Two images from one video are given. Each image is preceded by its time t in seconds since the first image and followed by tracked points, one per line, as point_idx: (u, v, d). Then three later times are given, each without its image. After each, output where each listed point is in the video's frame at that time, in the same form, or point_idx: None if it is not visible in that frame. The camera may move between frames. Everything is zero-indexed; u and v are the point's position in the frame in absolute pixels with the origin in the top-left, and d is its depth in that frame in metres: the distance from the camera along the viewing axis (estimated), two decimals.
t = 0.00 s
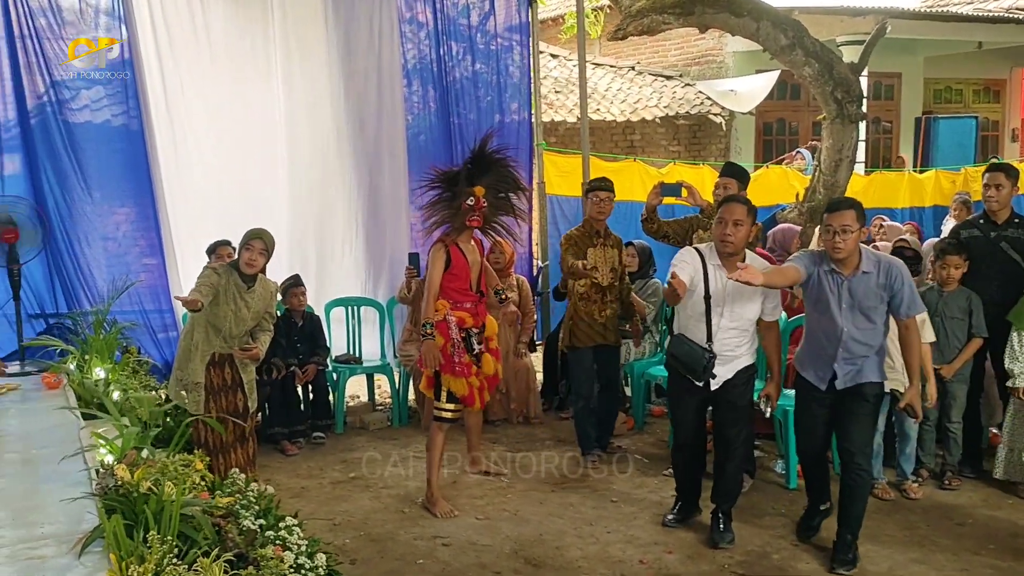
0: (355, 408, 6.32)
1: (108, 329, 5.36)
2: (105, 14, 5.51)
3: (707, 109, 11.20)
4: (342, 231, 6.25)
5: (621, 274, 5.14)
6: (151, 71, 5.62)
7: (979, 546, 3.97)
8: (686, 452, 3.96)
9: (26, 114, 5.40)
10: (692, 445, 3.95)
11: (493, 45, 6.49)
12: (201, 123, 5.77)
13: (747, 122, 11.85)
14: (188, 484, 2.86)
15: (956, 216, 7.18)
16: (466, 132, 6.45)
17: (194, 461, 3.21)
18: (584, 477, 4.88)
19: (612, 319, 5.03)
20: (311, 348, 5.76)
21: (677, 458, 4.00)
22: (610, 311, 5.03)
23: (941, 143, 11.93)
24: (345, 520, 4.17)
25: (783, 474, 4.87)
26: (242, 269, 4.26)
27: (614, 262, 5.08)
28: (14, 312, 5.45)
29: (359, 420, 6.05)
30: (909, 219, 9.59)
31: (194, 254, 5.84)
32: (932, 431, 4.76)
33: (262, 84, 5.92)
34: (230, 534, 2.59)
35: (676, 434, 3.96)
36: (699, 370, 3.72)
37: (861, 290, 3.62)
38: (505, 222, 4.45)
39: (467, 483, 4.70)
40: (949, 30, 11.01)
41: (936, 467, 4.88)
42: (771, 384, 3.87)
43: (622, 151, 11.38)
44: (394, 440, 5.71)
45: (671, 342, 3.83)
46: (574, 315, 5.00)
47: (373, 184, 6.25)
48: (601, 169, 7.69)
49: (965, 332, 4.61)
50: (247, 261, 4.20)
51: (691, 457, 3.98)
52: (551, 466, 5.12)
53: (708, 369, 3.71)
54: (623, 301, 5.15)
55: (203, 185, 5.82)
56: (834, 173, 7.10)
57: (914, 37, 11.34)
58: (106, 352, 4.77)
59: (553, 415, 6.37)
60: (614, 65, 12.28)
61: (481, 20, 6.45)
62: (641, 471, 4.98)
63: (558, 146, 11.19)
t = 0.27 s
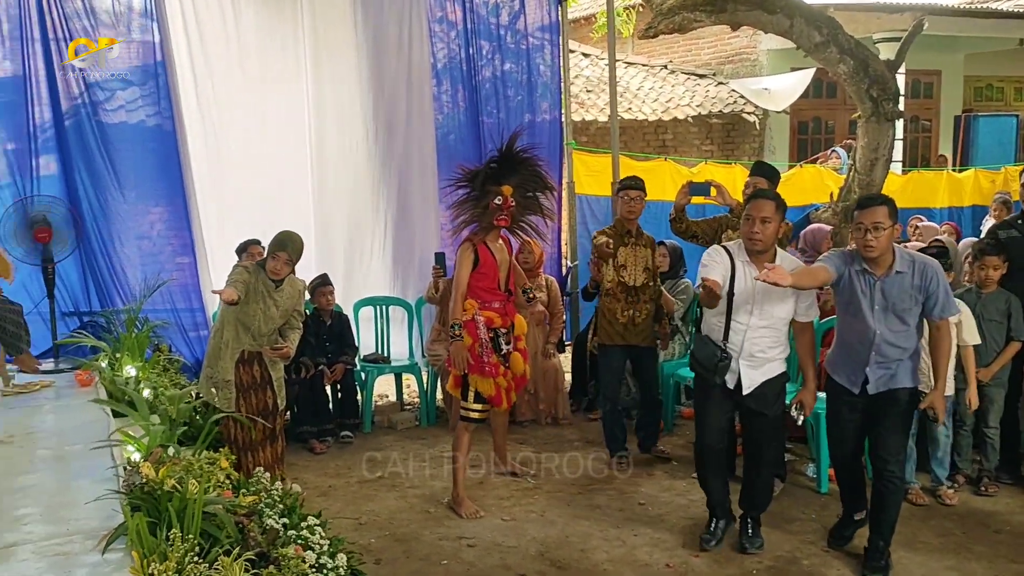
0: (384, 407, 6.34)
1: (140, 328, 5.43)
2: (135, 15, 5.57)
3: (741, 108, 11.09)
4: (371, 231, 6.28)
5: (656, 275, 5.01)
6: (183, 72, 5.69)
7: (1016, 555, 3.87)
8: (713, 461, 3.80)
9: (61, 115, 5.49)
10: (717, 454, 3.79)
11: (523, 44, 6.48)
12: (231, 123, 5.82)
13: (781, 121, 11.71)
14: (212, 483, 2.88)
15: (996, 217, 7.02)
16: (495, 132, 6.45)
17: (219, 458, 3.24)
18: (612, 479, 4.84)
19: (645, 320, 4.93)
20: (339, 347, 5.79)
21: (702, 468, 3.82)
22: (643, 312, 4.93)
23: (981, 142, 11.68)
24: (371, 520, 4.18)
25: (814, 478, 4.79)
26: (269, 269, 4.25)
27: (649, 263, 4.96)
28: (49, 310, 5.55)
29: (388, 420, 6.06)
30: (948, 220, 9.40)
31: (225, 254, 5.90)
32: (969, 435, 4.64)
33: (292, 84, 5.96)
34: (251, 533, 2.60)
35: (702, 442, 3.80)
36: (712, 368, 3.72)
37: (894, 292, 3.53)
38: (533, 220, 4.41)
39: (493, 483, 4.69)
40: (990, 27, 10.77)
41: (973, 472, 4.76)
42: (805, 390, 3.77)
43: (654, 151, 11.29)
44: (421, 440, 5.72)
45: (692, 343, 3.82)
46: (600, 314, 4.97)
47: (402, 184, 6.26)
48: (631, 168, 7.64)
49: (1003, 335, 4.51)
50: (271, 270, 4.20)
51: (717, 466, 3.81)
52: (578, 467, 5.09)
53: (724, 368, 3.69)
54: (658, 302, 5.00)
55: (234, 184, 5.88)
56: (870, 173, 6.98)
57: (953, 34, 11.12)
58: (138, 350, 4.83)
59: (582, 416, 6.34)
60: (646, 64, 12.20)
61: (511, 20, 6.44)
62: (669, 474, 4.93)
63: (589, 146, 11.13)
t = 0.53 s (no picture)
0: (421, 406, 6.36)
1: (182, 325, 5.52)
2: (178, 17, 5.66)
3: (783, 106, 10.94)
4: (408, 230, 6.31)
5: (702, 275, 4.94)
6: (225, 73, 5.76)
7: None
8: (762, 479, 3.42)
9: (107, 116, 5.60)
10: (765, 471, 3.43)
11: (562, 43, 6.45)
12: (272, 123, 5.89)
13: (824, 119, 11.54)
14: (250, 481, 2.90)
15: None
16: (534, 132, 6.43)
17: (258, 456, 3.27)
18: (649, 481, 4.80)
19: (690, 320, 4.87)
20: (377, 346, 5.81)
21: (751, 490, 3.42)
22: (688, 312, 4.87)
23: None
24: (407, 518, 4.19)
25: (857, 482, 4.69)
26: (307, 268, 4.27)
27: (695, 262, 4.89)
28: (94, 307, 5.67)
29: (425, 419, 6.09)
30: (997, 220, 9.17)
31: (265, 253, 5.98)
32: (1017, 441, 4.51)
33: (331, 85, 6.01)
34: (288, 531, 2.62)
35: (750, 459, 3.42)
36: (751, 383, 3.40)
37: (939, 292, 3.45)
38: (570, 221, 4.39)
39: (529, 483, 4.67)
40: None
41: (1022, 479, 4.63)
42: (841, 400, 3.43)
43: (694, 150, 11.14)
44: (458, 439, 5.72)
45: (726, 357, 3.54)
46: (649, 313, 4.92)
47: (439, 183, 6.29)
48: (671, 167, 7.57)
49: None
50: (311, 265, 4.21)
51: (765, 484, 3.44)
52: (615, 468, 5.05)
53: (764, 383, 3.38)
54: (703, 302, 4.93)
55: (273, 183, 5.94)
56: (915, 172, 6.83)
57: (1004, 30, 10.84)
58: (180, 347, 4.89)
59: (619, 417, 6.29)
60: (686, 62, 12.09)
61: (550, 19, 6.41)
62: (707, 476, 4.87)
63: (628, 145, 11.06)
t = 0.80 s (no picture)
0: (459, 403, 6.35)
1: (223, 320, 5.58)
2: (222, 16, 5.73)
3: (828, 102, 10.75)
4: (446, 226, 6.34)
5: (749, 273, 4.84)
6: (267, 71, 5.82)
7: None
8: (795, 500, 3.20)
9: (151, 114, 5.68)
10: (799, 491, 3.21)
11: (604, 39, 6.39)
12: (313, 120, 5.94)
13: (871, 115, 11.33)
14: (286, 475, 2.91)
15: None
16: (574, 128, 6.38)
17: (296, 451, 3.29)
18: (689, 481, 4.72)
19: (735, 319, 4.78)
20: (415, 343, 5.82)
21: (785, 511, 3.22)
22: (734, 310, 4.78)
23: None
24: (443, 515, 4.17)
25: (903, 485, 4.57)
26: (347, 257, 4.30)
27: (741, 259, 4.80)
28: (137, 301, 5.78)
29: (463, 415, 6.08)
30: None
31: (306, 250, 6.04)
32: None
33: (372, 81, 6.06)
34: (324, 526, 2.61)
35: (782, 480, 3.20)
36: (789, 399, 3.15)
37: (990, 290, 3.34)
38: (609, 218, 4.34)
39: (567, 482, 4.62)
40: None
41: None
42: (879, 407, 3.17)
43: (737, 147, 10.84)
44: (496, 436, 5.70)
45: (763, 372, 3.27)
46: (695, 313, 4.83)
47: (478, 179, 6.29)
48: (713, 164, 7.48)
49: None
50: (349, 253, 4.23)
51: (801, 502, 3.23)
52: (654, 468, 4.99)
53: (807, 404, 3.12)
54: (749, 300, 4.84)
55: (314, 181, 6.00)
56: (965, 168, 6.65)
57: None
58: (221, 342, 5.02)
59: (659, 416, 6.22)
60: (729, 57, 11.94)
61: (592, 14, 6.36)
62: (749, 477, 4.78)
63: (669, 142, 10.95)
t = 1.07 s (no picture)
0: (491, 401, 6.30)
1: (255, 316, 5.59)
2: (255, 12, 5.74)
3: (869, 97, 10.53)
4: (478, 222, 6.29)
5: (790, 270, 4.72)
6: (301, 67, 5.81)
7: None
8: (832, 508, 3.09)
9: (186, 110, 5.70)
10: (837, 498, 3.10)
11: (639, 34, 6.29)
12: (346, 117, 5.93)
13: (913, 110, 11.08)
14: (314, 472, 2.87)
15: None
16: (609, 123, 6.28)
17: (326, 447, 3.26)
18: (726, 482, 4.61)
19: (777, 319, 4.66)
20: (448, 340, 5.78)
21: (822, 520, 3.12)
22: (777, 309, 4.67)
23: None
24: (475, 515, 4.11)
25: (948, 489, 4.43)
26: (377, 249, 4.27)
27: (782, 257, 4.69)
28: (171, 297, 5.82)
29: (495, 413, 6.03)
30: None
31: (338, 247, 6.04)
32: None
33: (406, 77, 6.03)
34: (353, 524, 2.58)
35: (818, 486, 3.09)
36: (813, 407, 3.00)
37: None
38: (644, 213, 4.25)
39: (600, 482, 4.54)
40: None
41: None
42: (925, 411, 3.03)
43: (775, 143, 10.73)
44: (528, 435, 5.64)
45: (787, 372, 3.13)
46: (737, 315, 4.69)
47: (511, 176, 6.21)
48: (750, 160, 7.35)
49: None
50: (380, 242, 4.20)
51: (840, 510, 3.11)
52: (690, 468, 4.89)
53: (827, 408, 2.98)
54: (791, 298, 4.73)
55: (347, 177, 5.99)
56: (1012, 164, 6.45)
57: None
58: (252, 338, 5.11)
59: (694, 415, 6.12)
60: (767, 52, 11.75)
61: (627, 9, 6.26)
62: (787, 479, 4.67)
63: (705, 138, 10.80)
